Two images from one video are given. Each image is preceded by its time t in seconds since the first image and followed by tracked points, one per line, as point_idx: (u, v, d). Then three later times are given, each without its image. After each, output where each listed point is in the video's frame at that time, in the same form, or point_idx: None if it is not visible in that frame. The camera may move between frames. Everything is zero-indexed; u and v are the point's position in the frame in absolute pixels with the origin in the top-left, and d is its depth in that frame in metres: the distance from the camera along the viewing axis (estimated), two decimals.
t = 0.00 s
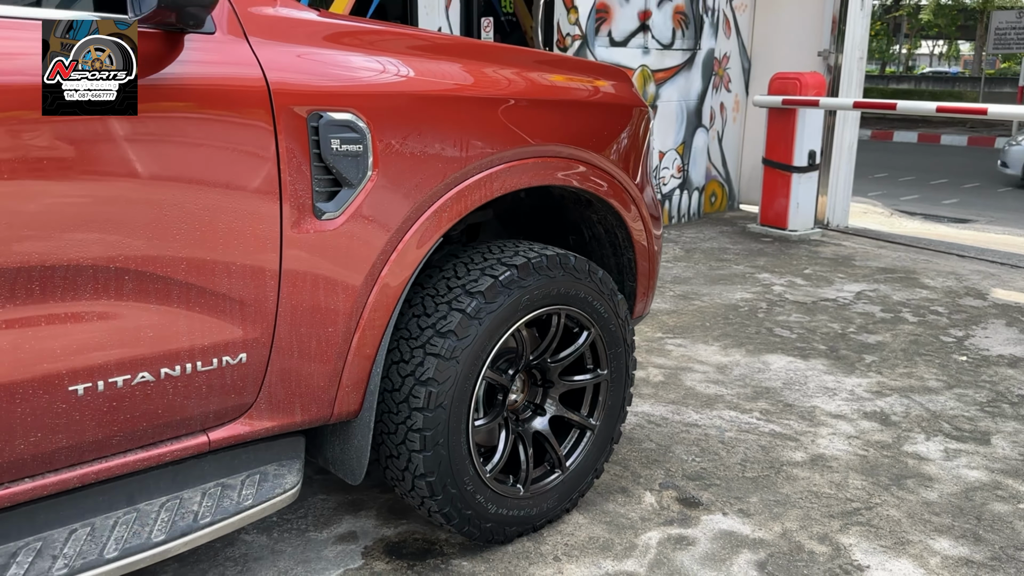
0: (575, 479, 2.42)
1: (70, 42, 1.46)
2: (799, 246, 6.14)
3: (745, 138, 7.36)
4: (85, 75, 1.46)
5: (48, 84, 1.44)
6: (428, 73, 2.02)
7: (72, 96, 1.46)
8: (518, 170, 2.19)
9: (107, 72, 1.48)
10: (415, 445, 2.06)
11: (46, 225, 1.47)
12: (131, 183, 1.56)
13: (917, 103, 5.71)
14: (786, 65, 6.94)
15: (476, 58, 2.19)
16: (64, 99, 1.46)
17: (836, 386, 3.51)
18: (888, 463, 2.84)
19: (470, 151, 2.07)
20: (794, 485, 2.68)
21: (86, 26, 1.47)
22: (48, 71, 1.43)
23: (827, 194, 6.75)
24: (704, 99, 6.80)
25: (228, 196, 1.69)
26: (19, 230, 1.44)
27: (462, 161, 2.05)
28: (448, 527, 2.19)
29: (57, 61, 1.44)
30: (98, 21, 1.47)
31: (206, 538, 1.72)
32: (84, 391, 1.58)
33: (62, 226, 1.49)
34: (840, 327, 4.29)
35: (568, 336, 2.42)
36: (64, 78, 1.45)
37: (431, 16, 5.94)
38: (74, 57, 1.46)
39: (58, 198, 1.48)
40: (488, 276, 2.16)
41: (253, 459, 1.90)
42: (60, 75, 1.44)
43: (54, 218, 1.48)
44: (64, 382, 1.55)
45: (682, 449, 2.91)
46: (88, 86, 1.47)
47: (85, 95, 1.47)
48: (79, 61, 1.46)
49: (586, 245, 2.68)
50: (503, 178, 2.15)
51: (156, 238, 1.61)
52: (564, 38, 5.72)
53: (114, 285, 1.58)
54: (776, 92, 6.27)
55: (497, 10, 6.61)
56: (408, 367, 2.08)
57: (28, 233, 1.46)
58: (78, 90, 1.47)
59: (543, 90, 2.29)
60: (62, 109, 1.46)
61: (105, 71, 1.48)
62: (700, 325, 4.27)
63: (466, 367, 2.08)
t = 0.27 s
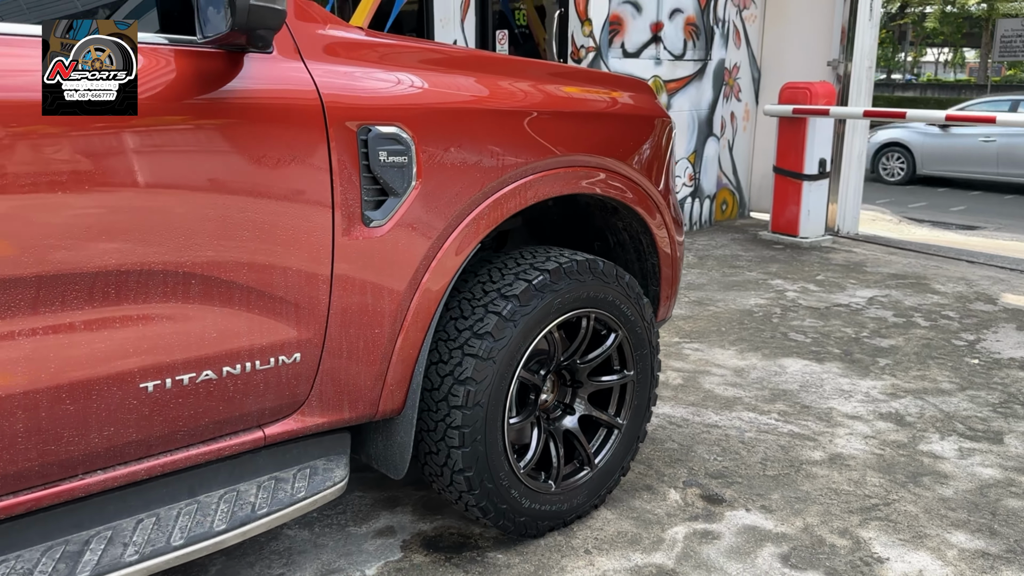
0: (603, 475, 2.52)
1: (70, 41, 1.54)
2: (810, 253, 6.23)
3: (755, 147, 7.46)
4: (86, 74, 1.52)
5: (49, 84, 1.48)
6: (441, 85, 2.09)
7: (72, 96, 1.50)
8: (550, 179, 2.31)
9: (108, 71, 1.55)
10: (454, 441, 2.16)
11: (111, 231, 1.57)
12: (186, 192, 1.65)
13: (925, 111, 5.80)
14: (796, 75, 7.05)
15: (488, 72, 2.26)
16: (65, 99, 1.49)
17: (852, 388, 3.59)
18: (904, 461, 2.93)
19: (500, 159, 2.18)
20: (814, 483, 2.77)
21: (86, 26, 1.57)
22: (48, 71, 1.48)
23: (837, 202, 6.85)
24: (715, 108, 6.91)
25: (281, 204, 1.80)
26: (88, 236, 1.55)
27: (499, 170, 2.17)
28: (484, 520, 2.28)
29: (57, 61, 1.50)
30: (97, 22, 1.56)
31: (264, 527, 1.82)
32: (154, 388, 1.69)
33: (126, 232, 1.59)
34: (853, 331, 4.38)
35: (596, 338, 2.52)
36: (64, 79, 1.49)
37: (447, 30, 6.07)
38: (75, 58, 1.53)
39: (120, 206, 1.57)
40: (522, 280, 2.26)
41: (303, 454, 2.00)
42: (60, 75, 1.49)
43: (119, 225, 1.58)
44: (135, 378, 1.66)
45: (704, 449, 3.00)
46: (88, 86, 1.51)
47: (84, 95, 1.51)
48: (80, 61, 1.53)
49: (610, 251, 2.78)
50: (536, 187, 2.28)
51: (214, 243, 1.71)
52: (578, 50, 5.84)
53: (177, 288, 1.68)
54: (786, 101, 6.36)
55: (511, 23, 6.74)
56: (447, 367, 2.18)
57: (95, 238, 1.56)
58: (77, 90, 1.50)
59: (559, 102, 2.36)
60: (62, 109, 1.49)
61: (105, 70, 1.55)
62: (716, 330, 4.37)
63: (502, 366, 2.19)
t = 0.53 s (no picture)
0: (628, 476, 2.60)
1: (70, 42, 1.60)
2: (824, 262, 6.31)
3: (768, 157, 7.55)
4: (87, 73, 1.58)
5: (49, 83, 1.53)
6: (456, 101, 2.18)
7: (72, 97, 1.54)
8: (577, 190, 2.42)
9: (108, 73, 1.61)
10: (486, 442, 2.26)
11: (162, 243, 1.67)
12: (231, 205, 1.76)
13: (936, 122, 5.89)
14: (808, 86, 7.14)
15: (505, 88, 2.35)
16: (65, 99, 1.54)
17: (867, 393, 3.67)
18: (919, 464, 3.01)
19: (526, 170, 2.28)
20: (831, 484, 2.86)
21: (86, 27, 1.63)
22: (48, 72, 1.53)
23: (849, 212, 6.94)
24: (728, 119, 7.01)
25: (325, 214, 1.91)
26: (141, 248, 1.65)
27: (529, 183, 2.29)
28: (515, 518, 2.38)
29: (57, 62, 1.55)
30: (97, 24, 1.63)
31: (311, 521, 1.92)
32: (212, 389, 1.80)
33: (178, 242, 1.69)
34: (867, 338, 4.46)
35: (620, 343, 2.61)
36: (64, 79, 1.54)
37: (464, 43, 6.22)
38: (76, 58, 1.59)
39: (163, 219, 1.67)
40: (550, 287, 2.36)
41: (346, 453, 2.11)
42: (61, 75, 1.54)
43: (170, 236, 1.68)
44: (194, 380, 1.77)
45: (723, 451, 3.09)
46: (88, 87, 1.56)
47: (84, 95, 1.55)
48: (80, 61, 1.59)
49: (632, 260, 2.88)
50: (564, 199, 2.39)
51: (260, 253, 1.81)
52: (594, 63, 5.95)
53: (230, 296, 1.79)
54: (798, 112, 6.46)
55: (528, 36, 6.82)
56: (480, 370, 2.28)
57: (148, 250, 1.66)
58: (77, 91, 1.55)
59: (576, 117, 2.45)
60: (62, 108, 1.53)
61: (105, 72, 1.61)
62: (732, 338, 4.46)
63: (532, 370, 2.29)
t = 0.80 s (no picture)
0: (642, 474, 2.70)
1: (70, 42, 1.69)
2: (835, 269, 6.39)
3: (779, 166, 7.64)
4: (86, 73, 1.67)
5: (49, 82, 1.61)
6: (473, 113, 2.30)
7: (72, 98, 1.63)
8: (594, 199, 2.53)
9: (109, 73, 1.70)
10: (507, 438, 2.37)
11: (199, 247, 1.79)
12: (260, 213, 1.87)
13: (945, 132, 5.98)
14: (818, 96, 7.24)
15: (521, 101, 2.46)
16: (65, 99, 1.62)
17: (876, 397, 3.76)
18: (925, 464, 3.09)
19: (545, 179, 2.40)
20: (840, 483, 2.95)
21: (86, 27, 1.73)
22: (48, 73, 1.61)
23: (860, 221, 7.02)
24: (739, 129, 7.11)
25: (358, 221, 2.03)
26: (180, 252, 1.76)
27: (548, 192, 2.40)
28: (535, 513, 2.48)
29: (57, 63, 1.64)
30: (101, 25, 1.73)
31: (344, 510, 2.03)
32: (253, 384, 1.93)
33: (215, 247, 1.81)
34: (877, 344, 4.55)
35: (635, 346, 2.72)
36: (64, 80, 1.63)
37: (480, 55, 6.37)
38: (75, 58, 1.69)
39: (187, 227, 1.77)
40: (568, 291, 2.47)
41: (375, 448, 2.23)
42: (60, 75, 1.63)
43: (207, 241, 1.80)
44: (237, 376, 1.90)
45: (735, 452, 3.19)
46: (88, 87, 1.65)
47: (84, 96, 1.64)
48: (79, 61, 1.69)
49: (647, 266, 2.98)
50: (582, 207, 2.50)
51: (295, 256, 1.93)
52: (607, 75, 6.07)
53: (270, 297, 1.92)
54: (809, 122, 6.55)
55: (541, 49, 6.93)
56: (501, 370, 2.39)
57: (187, 253, 1.78)
58: (77, 92, 1.64)
59: (590, 128, 2.57)
60: (62, 109, 1.61)
61: (106, 72, 1.70)
62: (744, 343, 4.55)
63: (551, 370, 2.39)
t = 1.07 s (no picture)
0: (651, 466, 2.81)
1: (70, 41, 1.80)
2: (843, 274, 6.48)
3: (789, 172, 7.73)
4: (86, 72, 1.75)
5: (49, 82, 1.69)
6: (487, 118, 2.42)
7: (71, 96, 1.71)
8: (604, 201, 2.65)
9: (106, 73, 1.78)
10: (521, 428, 2.49)
11: (230, 245, 1.92)
12: (282, 214, 1.99)
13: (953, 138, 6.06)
14: (828, 103, 7.33)
15: (535, 107, 2.58)
16: (65, 99, 1.70)
17: (880, 396, 3.85)
18: (927, 459, 3.19)
19: (557, 180, 2.52)
20: (842, 476, 3.04)
21: (86, 28, 1.84)
22: (48, 72, 1.70)
23: (870, 226, 7.10)
24: (749, 135, 7.21)
25: (381, 220, 2.16)
26: (211, 249, 1.89)
27: (560, 193, 2.52)
28: (547, 501, 2.60)
29: (56, 63, 1.72)
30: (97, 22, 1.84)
31: (366, 494, 2.16)
32: (284, 372, 2.06)
33: (244, 244, 1.94)
34: (883, 345, 4.64)
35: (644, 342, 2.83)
36: (63, 79, 1.71)
37: (494, 64, 6.53)
38: (75, 58, 1.78)
39: (205, 227, 1.88)
40: (580, 288, 2.59)
41: (396, 436, 2.36)
42: (60, 75, 1.71)
43: (237, 239, 1.93)
44: (268, 364, 2.03)
45: (741, 446, 3.29)
46: (86, 86, 1.73)
47: (84, 95, 1.72)
48: (79, 61, 1.78)
49: (655, 267, 3.09)
50: (593, 208, 2.62)
51: (321, 251, 2.06)
52: (618, 83, 6.19)
53: (299, 290, 2.05)
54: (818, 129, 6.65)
55: (554, 57, 7.12)
56: (515, 363, 2.51)
57: (219, 250, 1.90)
58: (77, 90, 1.72)
59: (600, 133, 2.68)
60: (61, 108, 1.69)
61: (105, 71, 1.79)
62: (752, 344, 4.65)
63: (562, 363, 2.51)
